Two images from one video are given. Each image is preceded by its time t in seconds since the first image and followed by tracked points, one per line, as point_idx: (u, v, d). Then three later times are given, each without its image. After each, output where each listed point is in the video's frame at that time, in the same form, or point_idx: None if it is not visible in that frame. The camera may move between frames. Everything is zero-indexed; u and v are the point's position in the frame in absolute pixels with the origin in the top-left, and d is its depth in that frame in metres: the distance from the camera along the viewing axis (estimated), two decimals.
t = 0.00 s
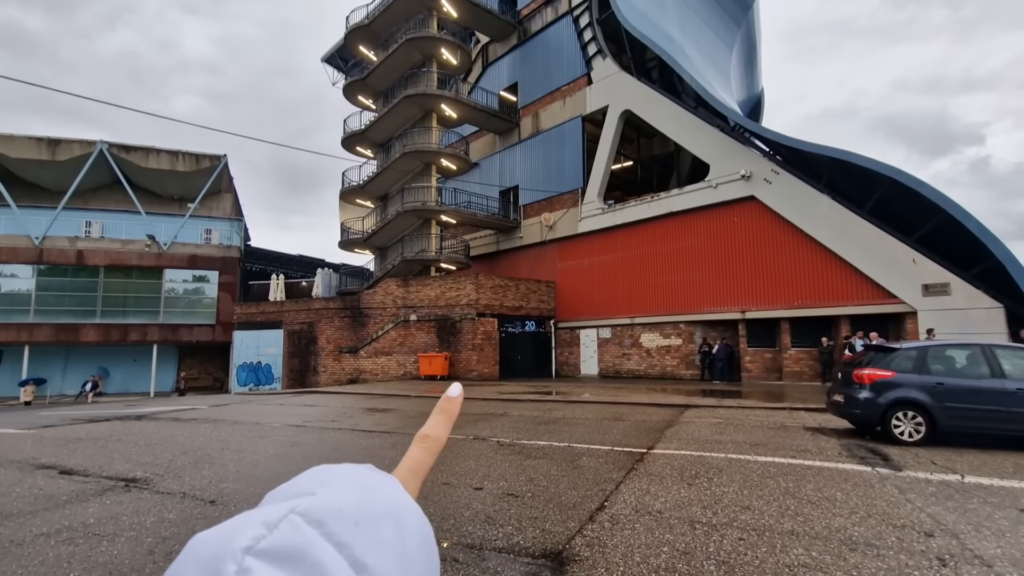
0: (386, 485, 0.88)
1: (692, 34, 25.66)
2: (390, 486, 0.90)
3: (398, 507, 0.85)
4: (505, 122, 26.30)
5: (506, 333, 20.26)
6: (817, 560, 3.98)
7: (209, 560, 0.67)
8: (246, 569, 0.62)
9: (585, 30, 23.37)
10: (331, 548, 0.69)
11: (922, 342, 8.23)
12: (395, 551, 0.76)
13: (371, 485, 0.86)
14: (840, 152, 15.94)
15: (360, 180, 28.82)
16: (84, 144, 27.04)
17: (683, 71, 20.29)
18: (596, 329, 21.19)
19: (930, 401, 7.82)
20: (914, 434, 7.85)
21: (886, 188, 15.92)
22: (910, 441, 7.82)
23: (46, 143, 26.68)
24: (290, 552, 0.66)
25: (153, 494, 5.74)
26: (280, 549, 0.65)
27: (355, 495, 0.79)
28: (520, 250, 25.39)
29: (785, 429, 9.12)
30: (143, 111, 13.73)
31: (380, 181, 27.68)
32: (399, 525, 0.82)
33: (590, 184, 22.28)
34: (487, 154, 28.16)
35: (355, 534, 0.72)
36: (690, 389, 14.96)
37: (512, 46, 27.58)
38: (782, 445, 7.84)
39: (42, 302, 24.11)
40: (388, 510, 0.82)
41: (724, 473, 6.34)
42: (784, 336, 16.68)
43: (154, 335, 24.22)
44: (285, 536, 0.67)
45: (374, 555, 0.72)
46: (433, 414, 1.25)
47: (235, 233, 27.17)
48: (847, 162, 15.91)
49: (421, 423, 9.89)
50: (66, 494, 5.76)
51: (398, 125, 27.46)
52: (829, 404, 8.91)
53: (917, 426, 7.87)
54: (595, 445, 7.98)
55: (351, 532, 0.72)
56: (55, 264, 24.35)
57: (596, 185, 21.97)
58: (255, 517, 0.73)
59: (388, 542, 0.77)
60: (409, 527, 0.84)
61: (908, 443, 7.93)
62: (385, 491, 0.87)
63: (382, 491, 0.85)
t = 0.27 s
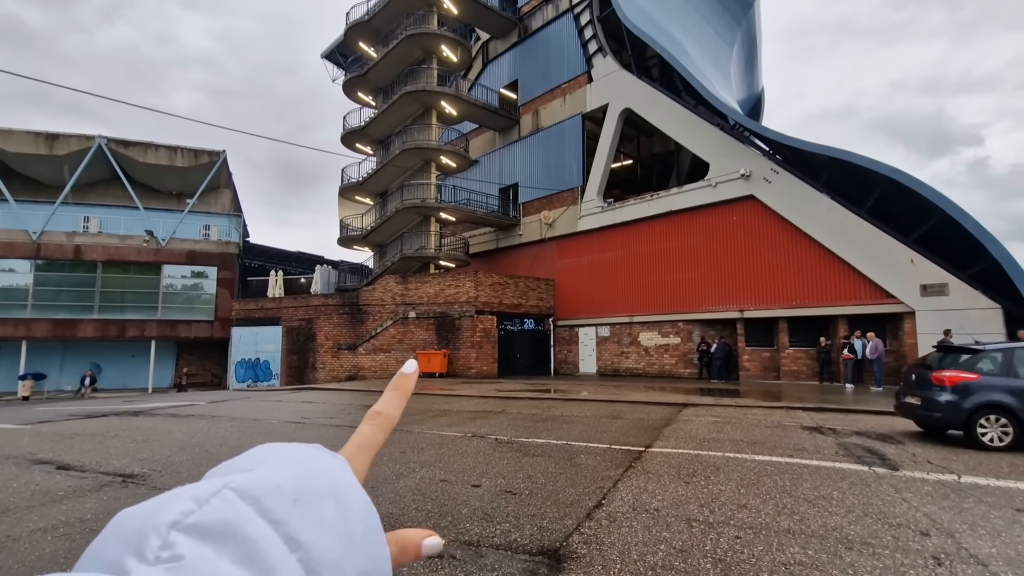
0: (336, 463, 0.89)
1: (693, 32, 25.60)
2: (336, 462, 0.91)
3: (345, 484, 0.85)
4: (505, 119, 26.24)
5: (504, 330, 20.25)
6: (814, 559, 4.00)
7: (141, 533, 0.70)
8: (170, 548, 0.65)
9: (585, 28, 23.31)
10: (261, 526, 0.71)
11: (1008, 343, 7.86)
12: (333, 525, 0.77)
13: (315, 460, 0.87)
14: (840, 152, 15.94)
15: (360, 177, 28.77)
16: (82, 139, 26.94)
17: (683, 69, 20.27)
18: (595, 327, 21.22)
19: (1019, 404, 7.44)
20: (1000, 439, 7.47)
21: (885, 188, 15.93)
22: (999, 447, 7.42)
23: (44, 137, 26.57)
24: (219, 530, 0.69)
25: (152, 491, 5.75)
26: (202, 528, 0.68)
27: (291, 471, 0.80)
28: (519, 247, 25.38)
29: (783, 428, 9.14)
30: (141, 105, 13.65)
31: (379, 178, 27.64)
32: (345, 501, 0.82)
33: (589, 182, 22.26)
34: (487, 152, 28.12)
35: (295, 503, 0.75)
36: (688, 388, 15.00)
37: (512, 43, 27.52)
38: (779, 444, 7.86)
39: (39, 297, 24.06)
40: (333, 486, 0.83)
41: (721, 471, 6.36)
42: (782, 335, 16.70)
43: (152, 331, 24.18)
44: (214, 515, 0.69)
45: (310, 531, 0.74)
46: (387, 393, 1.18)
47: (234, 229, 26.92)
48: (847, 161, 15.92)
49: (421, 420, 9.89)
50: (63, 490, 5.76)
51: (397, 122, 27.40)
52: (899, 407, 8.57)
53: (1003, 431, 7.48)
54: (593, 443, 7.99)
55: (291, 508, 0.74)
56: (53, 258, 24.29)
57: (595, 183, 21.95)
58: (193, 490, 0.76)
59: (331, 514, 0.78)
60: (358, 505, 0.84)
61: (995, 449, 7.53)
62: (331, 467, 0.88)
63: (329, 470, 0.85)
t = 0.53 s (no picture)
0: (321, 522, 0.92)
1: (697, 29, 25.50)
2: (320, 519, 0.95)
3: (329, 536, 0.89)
4: (508, 117, 26.21)
5: (507, 328, 20.28)
6: (816, 558, 3.99)
7: (144, 557, 0.69)
8: (181, 560, 0.64)
9: (588, 25, 23.26)
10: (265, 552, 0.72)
11: None
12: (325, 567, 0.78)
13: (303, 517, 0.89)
14: (845, 150, 15.87)
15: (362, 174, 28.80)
16: (86, 136, 27.03)
17: (687, 66, 20.20)
18: (597, 325, 21.23)
19: None
20: None
21: (890, 186, 15.86)
22: None
23: (48, 135, 26.67)
24: (225, 553, 0.68)
25: (155, 487, 5.79)
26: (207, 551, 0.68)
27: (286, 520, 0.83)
28: (522, 245, 25.37)
29: (785, 427, 9.13)
30: (143, 101, 13.66)
31: (382, 176, 27.66)
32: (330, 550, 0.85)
33: (592, 180, 22.22)
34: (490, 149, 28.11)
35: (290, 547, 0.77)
36: (690, 386, 15.00)
37: (514, 40, 27.47)
38: (782, 443, 7.86)
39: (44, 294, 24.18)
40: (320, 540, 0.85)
41: (723, 470, 6.36)
42: (785, 333, 16.67)
43: (155, 328, 24.29)
44: (223, 539, 0.70)
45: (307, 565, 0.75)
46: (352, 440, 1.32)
47: (236, 226, 27.39)
48: (850, 159, 15.85)
49: (422, 418, 9.92)
50: (68, 486, 5.80)
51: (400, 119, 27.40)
52: (980, 409, 8.15)
53: None
54: (595, 441, 8.00)
55: (286, 547, 0.76)
56: (57, 256, 24.42)
57: (598, 181, 21.93)
58: (192, 526, 0.77)
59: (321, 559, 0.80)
60: (341, 556, 0.88)
61: None
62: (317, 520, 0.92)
63: (313, 520, 0.90)
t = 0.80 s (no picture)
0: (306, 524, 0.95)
1: (698, 26, 25.43)
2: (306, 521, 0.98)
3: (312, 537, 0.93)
4: (508, 114, 26.16)
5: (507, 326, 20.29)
6: (814, 555, 3.99)
7: (129, 559, 0.72)
8: (163, 564, 0.66)
9: (589, 22, 23.19)
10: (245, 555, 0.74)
11: None
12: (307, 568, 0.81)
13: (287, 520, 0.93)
14: (846, 148, 15.85)
15: (362, 171, 28.76)
16: (86, 133, 26.98)
17: (687, 64, 20.15)
18: (597, 323, 21.24)
19: None
20: None
21: (890, 184, 15.85)
22: None
23: (47, 131, 26.62)
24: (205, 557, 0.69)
25: (154, 482, 5.78)
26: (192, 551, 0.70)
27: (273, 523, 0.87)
28: (522, 243, 25.36)
29: (785, 424, 9.12)
30: (142, 96, 13.59)
31: (382, 173, 27.64)
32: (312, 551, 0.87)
33: (592, 178, 22.19)
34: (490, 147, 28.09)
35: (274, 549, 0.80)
36: (690, 384, 15.02)
37: (515, 37, 27.40)
38: (781, 440, 7.85)
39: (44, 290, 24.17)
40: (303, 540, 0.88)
41: (722, 467, 6.37)
42: (785, 331, 16.68)
43: (155, 325, 24.30)
44: (207, 542, 0.72)
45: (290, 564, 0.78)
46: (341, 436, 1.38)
47: (236, 223, 27.11)
48: (852, 157, 15.81)
49: (422, 415, 9.91)
50: (67, 481, 5.80)
51: (400, 116, 27.37)
52: None
53: None
54: (594, 438, 7.99)
55: (270, 549, 0.79)
56: (58, 252, 24.40)
57: (598, 178, 21.91)
58: (181, 526, 0.80)
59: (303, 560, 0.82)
60: (326, 557, 0.91)
61: None
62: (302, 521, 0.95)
63: (298, 523, 0.93)
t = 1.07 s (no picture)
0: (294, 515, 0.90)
1: (700, 25, 25.39)
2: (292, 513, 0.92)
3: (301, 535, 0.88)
4: (510, 113, 26.16)
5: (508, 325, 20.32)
6: (815, 553, 4.01)
7: (105, 558, 0.68)
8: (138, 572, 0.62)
9: (591, 21, 23.17)
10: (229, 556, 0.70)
11: None
12: None
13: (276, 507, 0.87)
14: (847, 146, 15.84)
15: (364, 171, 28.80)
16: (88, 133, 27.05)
17: (689, 63, 20.13)
18: (599, 322, 21.24)
19: None
20: None
21: (892, 183, 15.84)
22: None
23: (50, 132, 26.70)
24: (187, 559, 0.66)
25: (158, 482, 5.83)
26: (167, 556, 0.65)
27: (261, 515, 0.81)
28: (524, 242, 25.38)
29: (786, 424, 9.14)
30: (144, 99, 13.68)
31: (383, 173, 27.65)
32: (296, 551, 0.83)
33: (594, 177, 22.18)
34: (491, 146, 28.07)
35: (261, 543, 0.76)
36: (691, 383, 15.04)
37: (516, 37, 27.39)
38: (783, 439, 7.87)
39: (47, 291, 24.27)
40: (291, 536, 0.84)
41: (724, 466, 6.38)
42: (787, 331, 16.66)
43: (158, 325, 24.39)
44: (186, 542, 0.68)
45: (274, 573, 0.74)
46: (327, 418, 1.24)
47: (239, 223, 27.39)
48: (853, 156, 15.80)
49: (423, 414, 9.96)
50: (71, 481, 5.85)
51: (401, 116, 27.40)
52: None
53: None
54: (596, 437, 8.02)
55: (255, 550, 0.74)
56: (61, 253, 24.49)
57: (599, 178, 21.91)
58: (159, 522, 0.75)
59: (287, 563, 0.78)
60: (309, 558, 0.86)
61: None
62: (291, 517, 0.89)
63: (285, 515, 0.88)
